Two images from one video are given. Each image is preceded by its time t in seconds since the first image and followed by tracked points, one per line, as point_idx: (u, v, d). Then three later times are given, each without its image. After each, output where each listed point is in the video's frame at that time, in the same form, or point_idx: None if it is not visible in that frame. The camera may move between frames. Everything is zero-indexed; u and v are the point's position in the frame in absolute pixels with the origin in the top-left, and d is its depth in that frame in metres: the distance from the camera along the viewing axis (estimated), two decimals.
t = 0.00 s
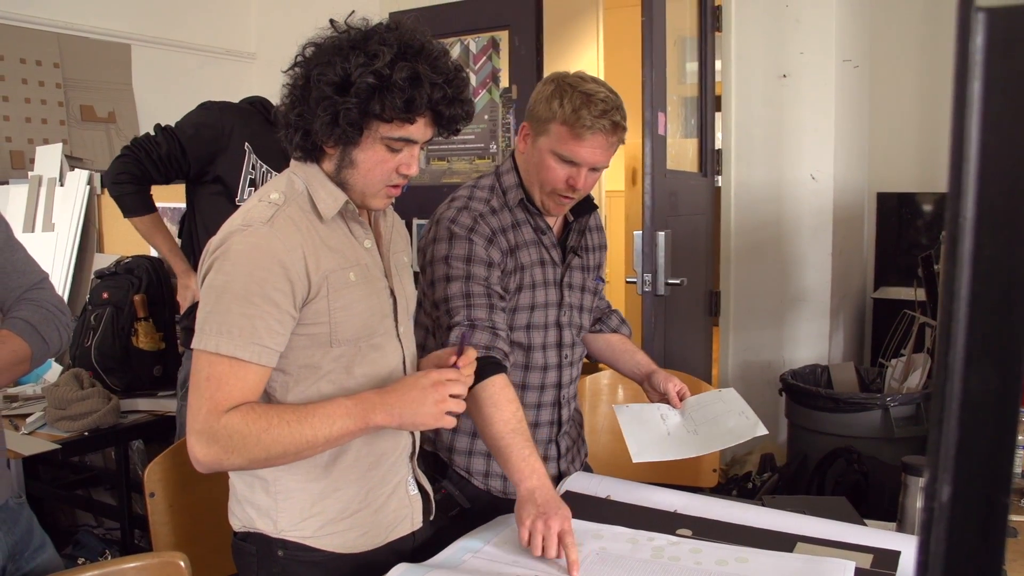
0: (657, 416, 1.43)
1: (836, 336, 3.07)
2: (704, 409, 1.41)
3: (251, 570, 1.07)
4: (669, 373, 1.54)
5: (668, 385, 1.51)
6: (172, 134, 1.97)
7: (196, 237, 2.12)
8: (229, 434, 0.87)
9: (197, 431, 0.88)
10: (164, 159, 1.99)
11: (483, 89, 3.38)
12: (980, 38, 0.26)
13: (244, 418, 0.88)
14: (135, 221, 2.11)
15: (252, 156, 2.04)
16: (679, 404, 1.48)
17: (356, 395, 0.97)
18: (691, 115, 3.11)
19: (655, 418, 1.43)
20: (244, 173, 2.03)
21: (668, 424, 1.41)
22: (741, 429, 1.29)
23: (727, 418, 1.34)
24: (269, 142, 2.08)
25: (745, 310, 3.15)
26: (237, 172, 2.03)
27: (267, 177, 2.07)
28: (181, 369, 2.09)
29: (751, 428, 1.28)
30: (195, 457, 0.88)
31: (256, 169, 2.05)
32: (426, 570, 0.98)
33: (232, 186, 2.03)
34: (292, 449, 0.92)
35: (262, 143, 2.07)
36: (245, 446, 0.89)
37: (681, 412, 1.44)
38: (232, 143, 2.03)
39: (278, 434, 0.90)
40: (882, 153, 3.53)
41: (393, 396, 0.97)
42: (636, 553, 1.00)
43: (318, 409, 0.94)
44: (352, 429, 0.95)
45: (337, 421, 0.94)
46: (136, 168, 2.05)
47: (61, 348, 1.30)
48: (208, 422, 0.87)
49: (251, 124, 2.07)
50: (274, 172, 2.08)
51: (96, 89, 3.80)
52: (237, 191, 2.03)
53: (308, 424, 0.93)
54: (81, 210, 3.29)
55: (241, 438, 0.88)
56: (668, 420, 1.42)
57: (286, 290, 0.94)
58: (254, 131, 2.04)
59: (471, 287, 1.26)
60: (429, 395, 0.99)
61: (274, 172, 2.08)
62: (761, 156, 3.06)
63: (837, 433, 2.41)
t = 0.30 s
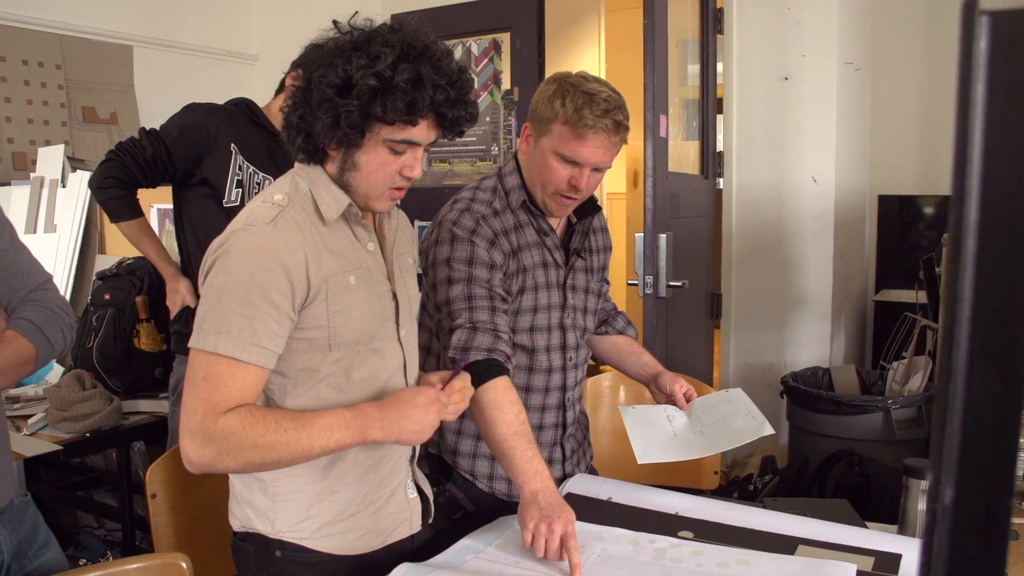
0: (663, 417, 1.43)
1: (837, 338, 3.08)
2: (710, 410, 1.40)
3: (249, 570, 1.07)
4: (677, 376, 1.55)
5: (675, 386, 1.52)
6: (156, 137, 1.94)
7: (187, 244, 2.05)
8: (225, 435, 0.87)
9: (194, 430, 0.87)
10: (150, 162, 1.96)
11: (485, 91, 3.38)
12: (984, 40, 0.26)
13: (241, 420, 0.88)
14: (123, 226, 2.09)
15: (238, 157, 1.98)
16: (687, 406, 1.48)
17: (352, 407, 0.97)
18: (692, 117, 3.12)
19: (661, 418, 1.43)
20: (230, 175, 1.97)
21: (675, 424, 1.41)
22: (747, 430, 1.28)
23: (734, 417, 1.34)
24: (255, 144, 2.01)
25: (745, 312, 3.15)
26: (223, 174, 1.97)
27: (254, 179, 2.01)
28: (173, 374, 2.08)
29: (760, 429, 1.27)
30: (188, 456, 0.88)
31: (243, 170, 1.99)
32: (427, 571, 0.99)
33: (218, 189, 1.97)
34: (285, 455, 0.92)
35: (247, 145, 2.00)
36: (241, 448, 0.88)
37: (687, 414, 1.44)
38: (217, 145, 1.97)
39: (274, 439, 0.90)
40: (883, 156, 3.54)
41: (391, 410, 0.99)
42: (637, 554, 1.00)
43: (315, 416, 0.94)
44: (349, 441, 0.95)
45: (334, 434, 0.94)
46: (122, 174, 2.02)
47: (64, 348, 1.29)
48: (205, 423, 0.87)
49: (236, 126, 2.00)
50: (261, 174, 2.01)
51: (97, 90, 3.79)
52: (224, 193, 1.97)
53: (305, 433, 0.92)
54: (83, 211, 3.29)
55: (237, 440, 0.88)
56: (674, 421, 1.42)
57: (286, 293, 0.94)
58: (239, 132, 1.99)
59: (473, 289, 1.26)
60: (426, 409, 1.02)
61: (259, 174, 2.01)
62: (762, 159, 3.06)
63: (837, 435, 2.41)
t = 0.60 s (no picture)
0: (666, 419, 1.44)
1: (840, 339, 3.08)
2: (713, 411, 1.40)
3: (252, 571, 1.07)
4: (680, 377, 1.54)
5: (679, 388, 1.52)
6: (127, 140, 1.90)
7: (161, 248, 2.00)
8: (214, 435, 0.87)
9: (187, 429, 0.88)
10: (120, 166, 1.91)
11: (487, 92, 3.38)
12: (988, 43, 0.26)
13: (229, 420, 0.88)
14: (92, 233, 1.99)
15: (211, 158, 1.97)
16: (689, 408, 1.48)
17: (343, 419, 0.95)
18: (693, 118, 3.11)
19: (663, 420, 1.43)
20: (204, 174, 1.95)
21: (677, 427, 1.41)
22: (747, 433, 1.28)
23: (735, 421, 1.34)
24: (227, 143, 2.01)
25: (747, 313, 3.16)
26: (197, 174, 1.95)
27: (227, 179, 2.00)
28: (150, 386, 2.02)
29: (759, 432, 1.27)
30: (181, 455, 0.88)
31: (217, 170, 1.98)
32: (430, 572, 0.99)
33: (192, 189, 1.94)
34: (272, 461, 0.90)
35: (219, 144, 1.99)
36: (229, 451, 0.88)
37: (690, 415, 1.44)
38: (189, 145, 1.96)
39: (258, 441, 0.89)
40: (885, 157, 3.53)
41: (382, 427, 0.96)
42: (639, 556, 1.00)
43: (305, 420, 0.93)
44: (336, 453, 0.93)
45: (319, 442, 0.92)
46: (92, 180, 1.93)
47: (71, 348, 1.29)
48: (196, 423, 0.87)
49: (206, 126, 1.99)
50: (235, 173, 2.01)
51: (98, 90, 3.78)
52: (199, 194, 1.95)
53: (293, 441, 0.91)
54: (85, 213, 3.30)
55: (225, 441, 0.87)
56: (676, 423, 1.43)
57: (289, 298, 0.94)
58: (210, 132, 1.97)
59: (470, 293, 1.26)
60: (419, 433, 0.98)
61: (235, 173, 2.01)
62: (765, 160, 3.06)
63: (839, 436, 2.41)
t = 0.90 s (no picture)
0: (661, 424, 1.43)
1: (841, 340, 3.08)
2: (709, 417, 1.40)
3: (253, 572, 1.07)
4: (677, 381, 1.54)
5: (675, 392, 1.51)
6: (82, 146, 1.84)
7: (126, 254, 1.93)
8: (210, 435, 0.87)
9: (184, 429, 0.88)
10: (70, 176, 1.85)
11: (488, 93, 3.39)
12: (991, 44, 0.26)
13: (226, 420, 0.88)
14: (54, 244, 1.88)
15: (173, 160, 1.92)
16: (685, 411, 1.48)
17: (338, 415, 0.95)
18: (694, 119, 3.11)
19: (658, 424, 1.43)
20: (166, 179, 1.91)
21: (671, 432, 1.41)
22: (742, 437, 1.28)
23: (731, 425, 1.34)
24: (190, 145, 1.96)
25: (748, 314, 3.15)
26: (158, 179, 1.90)
27: (192, 181, 1.95)
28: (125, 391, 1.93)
29: (754, 435, 1.27)
30: (179, 455, 0.89)
31: (180, 173, 1.93)
32: (431, 572, 0.99)
33: (155, 195, 1.89)
34: (268, 458, 0.90)
35: (179, 145, 1.95)
36: (227, 450, 0.88)
37: (686, 420, 1.44)
38: (148, 149, 1.91)
39: (256, 438, 0.89)
40: (886, 157, 3.53)
41: (379, 420, 0.96)
42: (640, 557, 1.00)
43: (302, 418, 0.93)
44: (334, 448, 0.93)
45: (316, 439, 0.92)
46: (48, 190, 1.85)
47: (91, 347, 1.30)
48: (193, 424, 0.88)
49: (165, 127, 1.94)
50: (200, 173, 1.96)
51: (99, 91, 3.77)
52: (162, 199, 1.90)
53: (290, 436, 0.91)
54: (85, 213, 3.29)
55: (222, 441, 0.87)
56: (671, 428, 1.42)
57: (289, 300, 0.94)
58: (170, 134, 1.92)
59: (458, 300, 1.27)
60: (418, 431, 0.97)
61: (200, 173, 1.97)
62: (766, 160, 3.06)
63: (840, 437, 2.41)
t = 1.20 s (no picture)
0: (658, 421, 1.43)
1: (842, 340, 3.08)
2: (708, 413, 1.41)
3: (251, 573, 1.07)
4: (674, 379, 1.54)
5: (673, 390, 1.51)
6: (29, 159, 1.75)
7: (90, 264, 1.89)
8: (218, 436, 0.87)
9: (186, 431, 0.87)
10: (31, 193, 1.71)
11: (488, 93, 3.39)
12: (991, 42, 0.26)
13: (234, 423, 0.88)
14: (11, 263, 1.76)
15: (125, 167, 1.88)
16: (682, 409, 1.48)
17: (344, 428, 0.96)
18: (695, 119, 3.10)
19: (656, 423, 1.43)
20: (117, 188, 1.86)
21: (668, 429, 1.41)
22: (740, 433, 1.29)
23: (728, 421, 1.35)
24: (143, 148, 1.92)
25: (749, 315, 3.15)
26: (109, 188, 1.85)
27: (148, 187, 1.91)
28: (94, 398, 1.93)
29: (752, 433, 1.27)
30: (177, 456, 0.87)
31: (133, 181, 1.89)
32: (432, 572, 0.99)
33: (109, 204, 1.85)
34: (274, 466, 0.91)
35: (130, 151, 1.90)
36: (232, 454, 0.88)
37: (683, 417, 1.44)
38: (97, 158, 1.85)
39: (264, 445, 0.90)
40: (886, 156, 3.52)
41: (386, 437, 0.98)
42: (641, 557, 1.00)
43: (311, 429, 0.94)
44: (339, 461, 0.94)
45: (324, 450, 0.93)
46: None
47: (111, 344, 1.32)
48: (197, 425, 0.87)
49: (115, 133, 1.89)
50: (155, 178, 1.93)
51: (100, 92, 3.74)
52: (116, 208, 1.86)
53: (297, 447, 0.92)
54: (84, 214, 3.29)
55: (229, 444, 0.87)
56: (669, 426, 1.42)
57: (291, 302, 0.94)
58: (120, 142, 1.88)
59: (460, 301, 1.27)
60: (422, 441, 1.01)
61: (155, 177, 1.93)
62: (766, 160, 3.06)
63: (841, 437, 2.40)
